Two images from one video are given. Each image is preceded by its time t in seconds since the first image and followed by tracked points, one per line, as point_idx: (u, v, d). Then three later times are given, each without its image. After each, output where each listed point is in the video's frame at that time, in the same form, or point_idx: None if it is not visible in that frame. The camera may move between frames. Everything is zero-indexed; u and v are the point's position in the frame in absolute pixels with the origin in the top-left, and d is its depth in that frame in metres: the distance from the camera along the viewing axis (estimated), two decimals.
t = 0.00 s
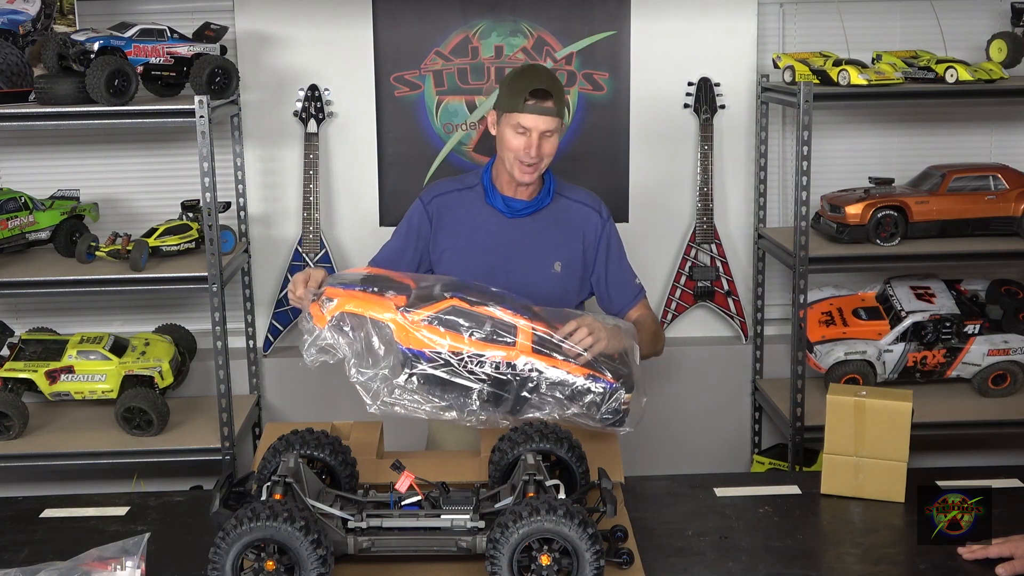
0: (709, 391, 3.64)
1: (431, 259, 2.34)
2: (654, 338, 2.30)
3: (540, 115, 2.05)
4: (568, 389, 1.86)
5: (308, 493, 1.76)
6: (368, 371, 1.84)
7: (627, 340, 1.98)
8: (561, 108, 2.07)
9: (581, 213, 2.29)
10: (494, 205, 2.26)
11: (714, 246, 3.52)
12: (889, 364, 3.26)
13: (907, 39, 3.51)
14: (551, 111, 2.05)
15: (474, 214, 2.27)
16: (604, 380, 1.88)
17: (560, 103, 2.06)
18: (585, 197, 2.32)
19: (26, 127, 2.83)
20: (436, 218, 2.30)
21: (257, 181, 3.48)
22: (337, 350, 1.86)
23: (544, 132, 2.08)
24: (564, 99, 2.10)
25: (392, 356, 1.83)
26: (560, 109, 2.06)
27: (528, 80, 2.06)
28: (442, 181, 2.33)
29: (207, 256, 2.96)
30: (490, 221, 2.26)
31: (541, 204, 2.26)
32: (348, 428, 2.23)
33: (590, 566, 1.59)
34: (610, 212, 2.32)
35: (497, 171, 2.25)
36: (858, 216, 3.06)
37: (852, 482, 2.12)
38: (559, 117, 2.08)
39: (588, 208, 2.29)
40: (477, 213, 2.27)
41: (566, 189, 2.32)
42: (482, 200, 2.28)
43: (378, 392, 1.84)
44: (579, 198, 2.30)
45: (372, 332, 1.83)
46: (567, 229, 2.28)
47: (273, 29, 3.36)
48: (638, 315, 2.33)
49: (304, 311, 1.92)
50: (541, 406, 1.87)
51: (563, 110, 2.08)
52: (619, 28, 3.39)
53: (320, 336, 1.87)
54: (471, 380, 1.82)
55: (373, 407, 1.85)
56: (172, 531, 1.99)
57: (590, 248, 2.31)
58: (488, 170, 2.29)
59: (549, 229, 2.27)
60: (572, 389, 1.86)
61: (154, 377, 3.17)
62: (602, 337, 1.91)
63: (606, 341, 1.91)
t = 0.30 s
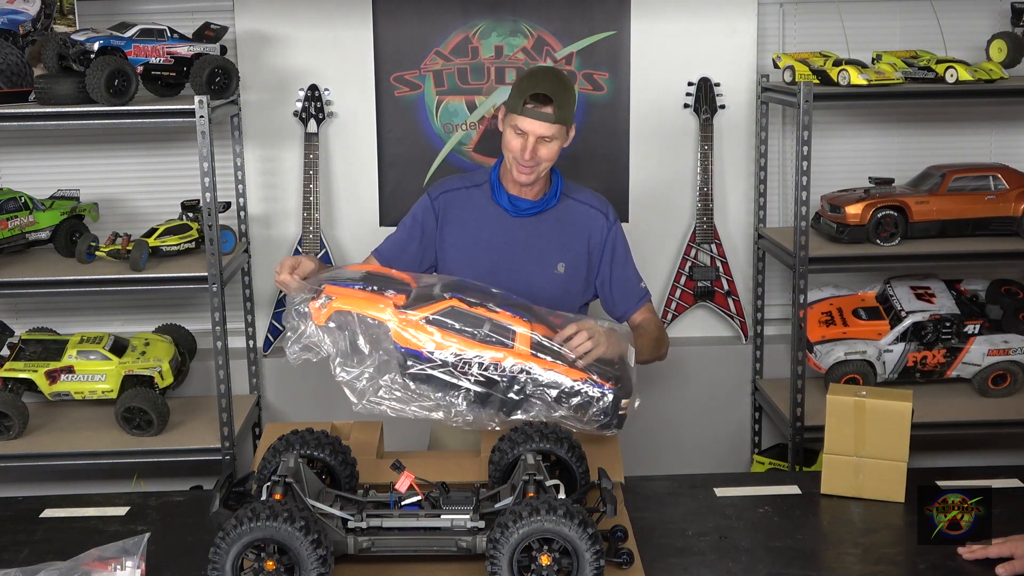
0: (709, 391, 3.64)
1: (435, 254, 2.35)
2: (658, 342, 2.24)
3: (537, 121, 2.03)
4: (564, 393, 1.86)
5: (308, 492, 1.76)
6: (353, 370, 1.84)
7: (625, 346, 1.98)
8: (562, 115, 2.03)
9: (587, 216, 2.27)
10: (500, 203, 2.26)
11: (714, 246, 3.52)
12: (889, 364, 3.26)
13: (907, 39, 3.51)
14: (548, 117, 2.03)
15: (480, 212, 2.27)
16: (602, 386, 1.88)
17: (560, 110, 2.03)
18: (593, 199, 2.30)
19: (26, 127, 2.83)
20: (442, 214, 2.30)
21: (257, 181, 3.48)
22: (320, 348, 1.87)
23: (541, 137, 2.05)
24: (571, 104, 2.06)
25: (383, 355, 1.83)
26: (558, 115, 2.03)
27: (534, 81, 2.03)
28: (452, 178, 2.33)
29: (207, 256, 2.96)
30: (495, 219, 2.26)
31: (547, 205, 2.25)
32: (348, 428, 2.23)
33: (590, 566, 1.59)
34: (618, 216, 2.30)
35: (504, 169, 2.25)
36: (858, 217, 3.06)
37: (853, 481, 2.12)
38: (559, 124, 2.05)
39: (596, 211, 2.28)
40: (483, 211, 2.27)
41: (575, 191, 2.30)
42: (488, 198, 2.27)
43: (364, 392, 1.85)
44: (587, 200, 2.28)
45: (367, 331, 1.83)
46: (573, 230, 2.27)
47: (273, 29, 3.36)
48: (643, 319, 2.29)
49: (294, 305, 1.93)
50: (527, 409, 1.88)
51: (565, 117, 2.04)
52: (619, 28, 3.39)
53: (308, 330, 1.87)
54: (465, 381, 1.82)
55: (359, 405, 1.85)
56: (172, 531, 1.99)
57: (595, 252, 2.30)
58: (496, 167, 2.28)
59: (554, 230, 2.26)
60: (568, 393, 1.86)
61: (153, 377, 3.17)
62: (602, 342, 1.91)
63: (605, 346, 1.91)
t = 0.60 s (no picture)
0: (709, 391, 3.64)
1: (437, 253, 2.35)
2: (659, 343, 2.17)
3: (534, 121, 2.02)
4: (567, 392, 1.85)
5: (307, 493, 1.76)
6: (329, 373, 1.85)
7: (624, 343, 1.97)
8: (560, 117, 2.02)
9: (590, 216, 2.27)
10: (502, 203, 2.25)
11: (714, 246, 3.52)
12: (889, 364, 3.26)
13: (907, 39, 3.51)
14: (545, 119, 2.02)
15: (482, 212, 2.27)
16: (606, 383, 1.86)
17: (559, 112, 2.02)
18: (595, 199, 2.29)
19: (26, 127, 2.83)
20: (444, 213, 2.30)
21: (257, 181, 3.48)
22: (288, 354, 1.87)
23: (539, 138, 2.04)
24: (572, 108, 2.05)
25: (383, 356, 1.84)
26: (556, 117, 2.02)
27: (533, 82, 2.04)
28: (454, 177, 2.33)
29: (207, 256, 2.96)
30: (497, 220, 2.26)
31: (549, 206, 2.24)
32: (348, 428, 2.23)
33: (590, 566, 1.59)
34: (620, 216, 2.29)
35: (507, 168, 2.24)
36: (858, 217, 3.06)
37: (853, 481, 2.12)
38: (557, 126, 2.04)
39: (598, 212, 2.27)
40: (485, 211, 2.26)
41: (577, 191, 2.29)
42: (491, 198, 2.27)
43: (343, 394, 1.84)
44: (589, 201, 2.28)
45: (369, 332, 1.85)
46: (575, 231, 2.27)
47: (273, 29, 3.36)
48: (644, 318, 2.26)
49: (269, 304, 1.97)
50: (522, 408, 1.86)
51: (564, 119, 2.03)
52: (619, 28, 3.39)
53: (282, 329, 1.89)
54: (470, 383, 1.82)
55: (338, 407, 1.84)
56: (172, 531, 1.99)
57: (597, 253, 2.29)
58: (499, 167, 2.28)
59: (556, 230, 2.26)
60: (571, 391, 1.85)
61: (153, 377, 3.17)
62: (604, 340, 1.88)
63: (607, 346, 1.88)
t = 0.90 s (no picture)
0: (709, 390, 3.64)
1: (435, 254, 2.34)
2: (659, 342, 2.17)
3: (526, 121, 2.03)
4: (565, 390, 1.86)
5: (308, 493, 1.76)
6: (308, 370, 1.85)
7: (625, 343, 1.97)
8: (552, 117, 2.02)
9: (588, 216, 2.27)
10: (500, 202, 2.25)
11: (714, 246, 3.52)
12: (889, 364, 3.26)
13: (907, 39, 3.51)
14: (537, 119, 2.02)
15: (480, 211, 2.27)
16: (603, 384, 1.87)
17: (550, 113, 2.02)
18: (593, 199, 2.30)
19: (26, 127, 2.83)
20: (442, 213, 2.30)
21: (257, 181, 3.48)
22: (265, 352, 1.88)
23: (531, 139, 2.05)
24: (565, 110, 2.05)
25: (380, 349, 1.82)
26: (548, 116, 2.02)
27: (526, 83, 2.04)
28: (453, 176, 2.33)
29: (207, 256, 2.96)
30: (495, 220, 2.26)
31: (548, 205, 2.24)
32: (348, 428, 2.23)
33: (590, 566, 1.59)
34: (619, 216, 2.30)
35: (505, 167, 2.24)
36: (858, 217, 3.06)
37: (852, 481, 2.12)
38: (549, 127, 2.03)
39: (596, 212, 2.27)
40: (483, 211, 2.26)
41: (575, 191, 2.30)
42: (489, 197, 2.27)
43: (324, 391, 1.84)
44: (587, 201, 2.28)
45: (365, 327, 1.84)
46: (573, 231, 2.27)
47: (273, 29, 3.36)
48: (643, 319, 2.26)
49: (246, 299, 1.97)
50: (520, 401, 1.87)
51: (555, 121, 2.03)
52: (619, 28, 3.39)
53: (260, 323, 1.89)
54: (465, 379, 1.82)
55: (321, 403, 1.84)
56: (172, 531, 1.99)
57: (595, 253, 2.29)
58: (497, 167, 2.28)
59: (555, 230, 2.26)
60: (568, 391, 1.85)
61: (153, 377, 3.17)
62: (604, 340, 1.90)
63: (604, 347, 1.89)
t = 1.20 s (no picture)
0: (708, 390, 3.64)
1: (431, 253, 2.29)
2: (658, 342, 2.17)
3: (531, 126, 1.98)
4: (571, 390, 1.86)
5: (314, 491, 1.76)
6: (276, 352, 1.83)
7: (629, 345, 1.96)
8: (556, 120, 1.98)
9: (585, 217, 2.22)
10: (497, 202, 2.21)
11: (713, 246, 3.52)
12: (889, 364, 3.26)
13: (907, 39, 3.51)
14: (541, 122, 1.98)
15: (476, 210, 2.22)
16: (610, 385, 1.86)
17: (553, 115, 1.97)
18: (590, 200, 2.26)
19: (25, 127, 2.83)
20: (436, 210, 2.25)
21: (257, 181, 3.48)
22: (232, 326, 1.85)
23: (535, 142, 2.00)
24: (566, 110, 2.00)
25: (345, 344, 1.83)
26: (552, 119, 1.98)
27: (525, 85, 1.99)
28: (450, 176, 2.29)
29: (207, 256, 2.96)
30: (491, 219, 2.21)
31: (545, 205, 2.20)
32: (348, 428, 2.23)
33: (590, 566, 1.59)
34: (616, 218, 2.26)
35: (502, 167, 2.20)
36: (858, 217, 3.06)
37: (852, 482, 2.12)
38: (553, 129, 2.00)
39: (593, 213, 2.23)
40: (479, 210, 2.22)
41: (572, 192, 2.25)
42: (485, 197, 2.22)
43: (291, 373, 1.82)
44: (584, 201, 2.24)
45: (371, 327, 1.83)
46: (571, 232, 2.22)
47: (273, 28, 3.36)
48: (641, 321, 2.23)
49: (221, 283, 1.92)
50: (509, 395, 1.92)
51: (557, 122, 1.98)
52: (619, 28, 3.39)
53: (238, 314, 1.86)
54: (471, 379, 1.82)
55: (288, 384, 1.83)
56: (172, 531, 1.99)
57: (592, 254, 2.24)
58: (494, 167, 2.24)
59: (552, 231, 2.21)
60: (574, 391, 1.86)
61: (154, 377, 3.16)
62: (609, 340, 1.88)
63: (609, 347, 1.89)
